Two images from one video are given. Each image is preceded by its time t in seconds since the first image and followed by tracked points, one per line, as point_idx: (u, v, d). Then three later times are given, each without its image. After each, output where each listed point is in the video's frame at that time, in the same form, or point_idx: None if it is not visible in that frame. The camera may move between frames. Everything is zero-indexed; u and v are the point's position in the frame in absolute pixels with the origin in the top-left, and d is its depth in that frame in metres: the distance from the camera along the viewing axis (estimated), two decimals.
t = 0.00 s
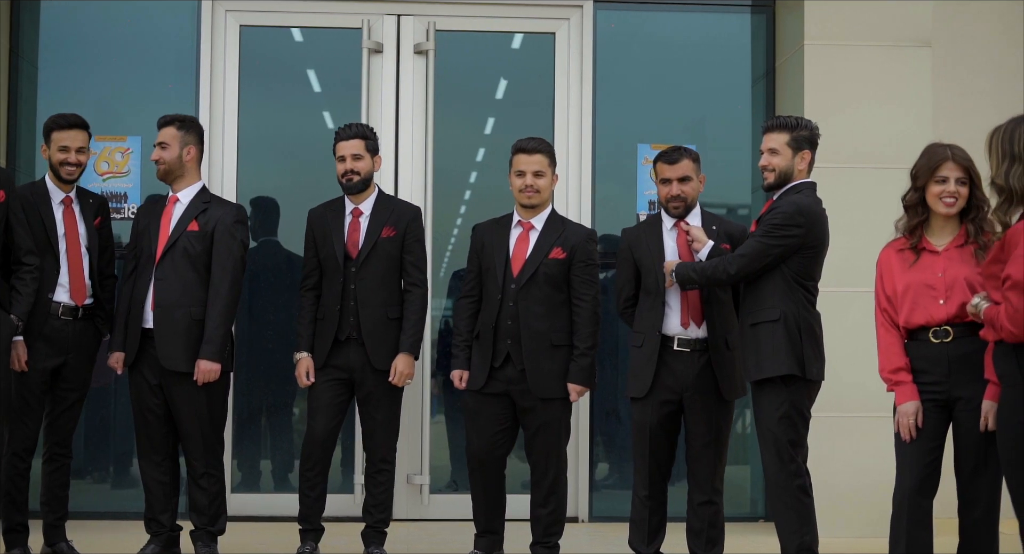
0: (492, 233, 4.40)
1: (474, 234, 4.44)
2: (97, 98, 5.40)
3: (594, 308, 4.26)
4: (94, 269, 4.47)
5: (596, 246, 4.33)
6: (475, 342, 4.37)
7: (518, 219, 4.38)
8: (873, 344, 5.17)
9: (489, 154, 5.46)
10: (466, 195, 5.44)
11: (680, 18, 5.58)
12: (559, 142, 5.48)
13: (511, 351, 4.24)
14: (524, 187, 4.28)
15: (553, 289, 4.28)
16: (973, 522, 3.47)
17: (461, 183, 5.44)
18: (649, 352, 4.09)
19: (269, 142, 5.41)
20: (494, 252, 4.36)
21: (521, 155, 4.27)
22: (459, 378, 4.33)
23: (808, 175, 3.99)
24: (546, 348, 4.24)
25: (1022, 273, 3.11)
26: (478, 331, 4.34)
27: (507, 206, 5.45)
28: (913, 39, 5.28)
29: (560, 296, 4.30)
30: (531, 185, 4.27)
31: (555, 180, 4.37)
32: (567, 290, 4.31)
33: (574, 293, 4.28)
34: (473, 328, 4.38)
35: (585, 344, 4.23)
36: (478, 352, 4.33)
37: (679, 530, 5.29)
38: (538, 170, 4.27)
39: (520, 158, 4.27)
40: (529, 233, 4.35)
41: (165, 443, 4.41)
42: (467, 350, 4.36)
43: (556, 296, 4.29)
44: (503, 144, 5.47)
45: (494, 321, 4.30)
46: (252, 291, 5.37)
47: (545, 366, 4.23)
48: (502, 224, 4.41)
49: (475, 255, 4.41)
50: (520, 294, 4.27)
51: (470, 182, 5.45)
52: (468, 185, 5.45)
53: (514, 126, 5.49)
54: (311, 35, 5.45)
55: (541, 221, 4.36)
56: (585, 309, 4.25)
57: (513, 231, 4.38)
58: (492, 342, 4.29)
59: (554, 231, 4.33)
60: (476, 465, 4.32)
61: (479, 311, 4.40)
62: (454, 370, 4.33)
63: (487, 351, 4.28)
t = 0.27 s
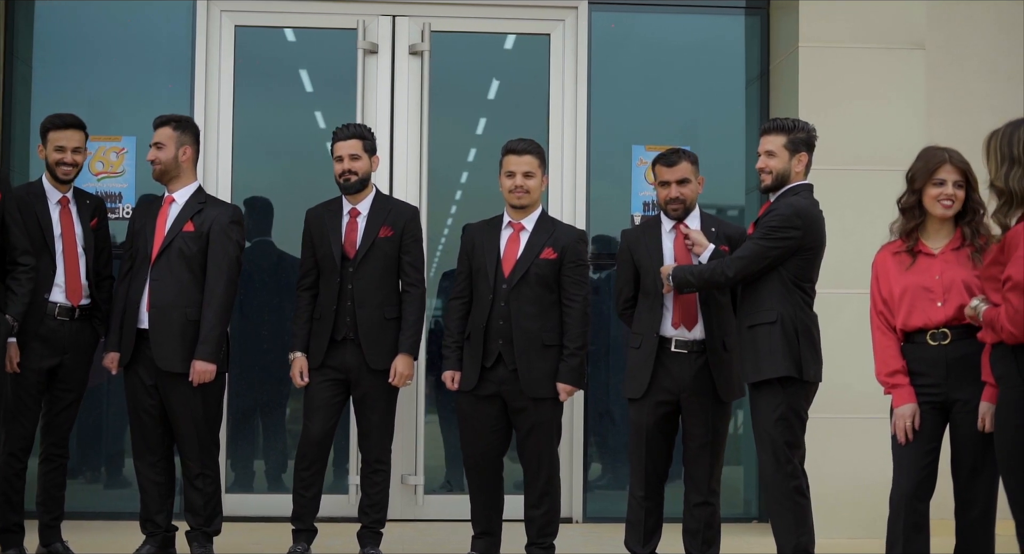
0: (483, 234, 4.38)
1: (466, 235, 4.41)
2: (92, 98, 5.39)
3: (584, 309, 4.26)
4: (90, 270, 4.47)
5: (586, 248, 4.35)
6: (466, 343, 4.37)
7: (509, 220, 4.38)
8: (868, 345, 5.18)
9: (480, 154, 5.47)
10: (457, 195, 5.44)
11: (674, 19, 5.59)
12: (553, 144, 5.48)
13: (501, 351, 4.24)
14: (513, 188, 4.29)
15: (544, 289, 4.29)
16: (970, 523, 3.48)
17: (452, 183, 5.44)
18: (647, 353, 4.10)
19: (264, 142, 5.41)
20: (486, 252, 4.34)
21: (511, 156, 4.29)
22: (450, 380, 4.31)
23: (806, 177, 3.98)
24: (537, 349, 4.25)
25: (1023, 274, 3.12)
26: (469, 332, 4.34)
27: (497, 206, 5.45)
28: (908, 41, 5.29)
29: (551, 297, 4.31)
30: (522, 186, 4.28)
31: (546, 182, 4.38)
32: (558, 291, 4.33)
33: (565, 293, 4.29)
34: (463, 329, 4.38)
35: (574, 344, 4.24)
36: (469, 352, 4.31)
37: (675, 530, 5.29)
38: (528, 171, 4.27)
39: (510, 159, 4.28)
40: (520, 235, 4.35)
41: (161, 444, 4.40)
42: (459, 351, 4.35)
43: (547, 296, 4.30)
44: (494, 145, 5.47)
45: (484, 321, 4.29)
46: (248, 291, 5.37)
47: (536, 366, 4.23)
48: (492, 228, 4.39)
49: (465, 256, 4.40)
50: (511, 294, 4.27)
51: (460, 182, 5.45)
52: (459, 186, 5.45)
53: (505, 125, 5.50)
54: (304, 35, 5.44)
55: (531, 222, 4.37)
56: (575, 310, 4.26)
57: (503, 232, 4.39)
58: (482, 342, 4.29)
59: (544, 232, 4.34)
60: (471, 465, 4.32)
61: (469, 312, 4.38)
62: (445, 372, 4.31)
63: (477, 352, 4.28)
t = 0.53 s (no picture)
0: (471, 235, 4.38)
1: (453, 237, 4.42)
2: (84, 98, 5.38)
3: (572, 310, 4.27)
4: (84, 271, 4.46)
5: (573, 247, 4.35)
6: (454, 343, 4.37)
7: (496, 221, 4.39)
8: (860, 345, 5.19)
9: (469, 154, 5.47)
10: (446, 195, 5.44)
11: (665, 20, 5.59)
12: (545, 144, 5.48)
13: (490, 351, 4.24)
14: (501, 188, 4.29)
15: (532, 289, 4.29)
16: (964, 523, 3.49)
17: (441, 183, 5.44)
18: (642, 353, 4.11)
19: (256, 143, 5.40)
20: (473, 253, 4.34)
21: (497, 157, 4.29)
22: (438, 380, 4.31)
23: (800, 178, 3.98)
24: (525, 347, 4.25)
25: (1019, 273, 3.12)
26: (457, 332, 4.34)
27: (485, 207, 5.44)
28: (900, 43, 5.30)
29: (538, 296, 4.31)
30: (508, 186, 4.28)
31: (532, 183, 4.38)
32: (545, 291, 4.33)
33: (552, 293, 4.28)
34: (451, 330, 4.37)
35: (562, 343, 4.24)
36: (457, 351, 4.31)
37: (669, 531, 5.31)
38: (514, 172, 4.27)
39: (496, 160, 4.28)
40: (508, 235, 4.35)
41: (154, 445, 4.39)
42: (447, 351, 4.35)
43: (535, 296, 4.30)
44: (483, 145, 5.47)
45: (473, 321, 4.29)
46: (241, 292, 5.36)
47: (524, 365, 4.23)
48: (480, 228, 4.39)
49: (452, 257, 4.39)
50: (499, 294, 4.27)
51: (449, 182, 5.45)
52: (448, 186, 5.44)
53: (495, 126, 5.49)
54: (294, 35, 5.44)
55: (519, 222, 4.37)
56: (563, 310, 4.26)
57: (491, 233, 4.39)
58: (471, 342, 4.28)
59: (532, 232, 4.34)
60: (463, 466, 4.32)
61: (457, 313, 4.38)
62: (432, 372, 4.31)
63: (466, 352, 4.28)
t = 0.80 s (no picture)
0: (455, 236, 4.39)
1: (438, 239, 4.43)
2: (73, 98, 5.36)
3: (556, 308, 4.28)
4: (76, 270, 4.45)
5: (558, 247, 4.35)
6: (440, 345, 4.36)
7: (480, 221, 4.38)
8: (850, 345, 5.20)
9: (456, 154, 5.46)
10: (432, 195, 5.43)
11: (654, 20, 5.60)
12: (534, 144, 5.49)
13: (477, 351, 4.24)
14: (485, 189, 4.28)
15: (517, 289, 4.29)
16: (956, 522, 3.50)
17: (428, 183, 5.44)
18: (635, 353, 4.12)
19: (246, 142, 5.39)
20: (458, 254, 4.34)
21: (482, 157, 4.29)
22: (425, 381, 4.30)
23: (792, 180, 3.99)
24: (511, 347, 4.25)
25: (1011, 273, 3.14)
26: (443, 333, 4.33)
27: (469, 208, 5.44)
28: (889, 43, 5.32)
29: (524, 296, 4.31)
30: (492, 187, 4.27)
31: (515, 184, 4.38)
32: (531, 290, 4.33)
33: (537, 292, 4.29)
34: (437, 332, 4.37)
35: (548, 342, 4.25)
36: (443, 354, 4.30)
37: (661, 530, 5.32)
38: (498, 172, 4.27)
39: (480, 161, 4.28)
40: (492, 236, 4.35)
41: (144, 445, 4.38)
42: (433, 353, 4.34)
43: (521, 296, 4.30)
44: (469, 145, 5.47)
45: (460, 321, 4.29)
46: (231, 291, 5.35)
47: (509, 365, 4.23)
48: (463, 231, 4.39)
49: (437, 257, 4.40)
50: (485, 294, 4.27)
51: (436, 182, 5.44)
52: (435, 185, 5.44)
53: (482, 125, 5.49)
54: (282, 34, 5.43)
55: (503, 222, 4.37)
56: (548, 309, 4.27)
57: (475, 234, 4.39)
58: (457, 342, 4.28)
59: (517, 232, 4.34)
60: (454, 466, 4.32)
61: (442, 314, 4.38)
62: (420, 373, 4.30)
63: (452, 352, 4.27)
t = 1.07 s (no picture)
0: (433, 238, 4.38)
1: (415, 241, 4.41)
2: (57, 97, 5.34)
3: (536, 307, 4.29)
4: (62, 270, 4.44)
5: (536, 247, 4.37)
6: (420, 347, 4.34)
7: (458, 222, 4.38)
8: (834, 345, 5.23)
9: (436, 154, 5.45)
10: (412, 194, 5.42)
11: (637, 21, 5.61)
12: (518, 144, 5.49)
13: (458, 351, 4.24)
14: (463, 190, 4.29)
15: (497, 289, 4.30)
16: (942, 521, 3.52)
17: (408, 183, 5.41)
18: (622, 352, 4.13)
19: (230, 141, 5.38)
20: (437, 255, 4.34)
21: (459, 158, 4.29)
22: (405, 383, 4.27)
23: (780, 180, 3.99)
24: (492, 347, 4.25)
25: (995, 274, 3.16)
26: (423, 335, 4.32)
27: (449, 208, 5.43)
28: (872, 45, 5.35)
29: (503, 297, 4.31)
30: (471, 188, 4.28)
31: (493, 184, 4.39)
32: (510, 291, 4.33)
33: (517, 292, 4.30)
34: (417, 334, 4.35)
35: (528, 341, 4.26)
36: (424, 356, 4.29)
37: (647, 530, 5.34)
38: (476, 172, 4.28)
39: (457, 162, 4.28)
40: (471, 236, 4.36)
41: (129, 446, 4.37)
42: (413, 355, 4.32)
43: (500, 296, 4.30)
44: (450, 145, 5.46)
45: (440, 322, 4.28)
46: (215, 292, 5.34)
47: (491, 366, 4.23)
48: (441, 232, 4.38)
49: (415, 259, 4.38)
50: (465, 294, 4.27)
51: (417, 181, 5.42)
52: (415, 185, 5.42)
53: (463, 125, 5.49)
54: (266, 34, 5.42)
55: (481, 222, 4.38)
56: (528, 309, 4.28)
57: (453, 235, 4.39)
58: (437, 343, 4.27)
59: (495, 232, 4.35)
60: (439, 466, 4.32)
61: (421, 316, 4.36)
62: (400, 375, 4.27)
63: (433, 353, 4.27)
